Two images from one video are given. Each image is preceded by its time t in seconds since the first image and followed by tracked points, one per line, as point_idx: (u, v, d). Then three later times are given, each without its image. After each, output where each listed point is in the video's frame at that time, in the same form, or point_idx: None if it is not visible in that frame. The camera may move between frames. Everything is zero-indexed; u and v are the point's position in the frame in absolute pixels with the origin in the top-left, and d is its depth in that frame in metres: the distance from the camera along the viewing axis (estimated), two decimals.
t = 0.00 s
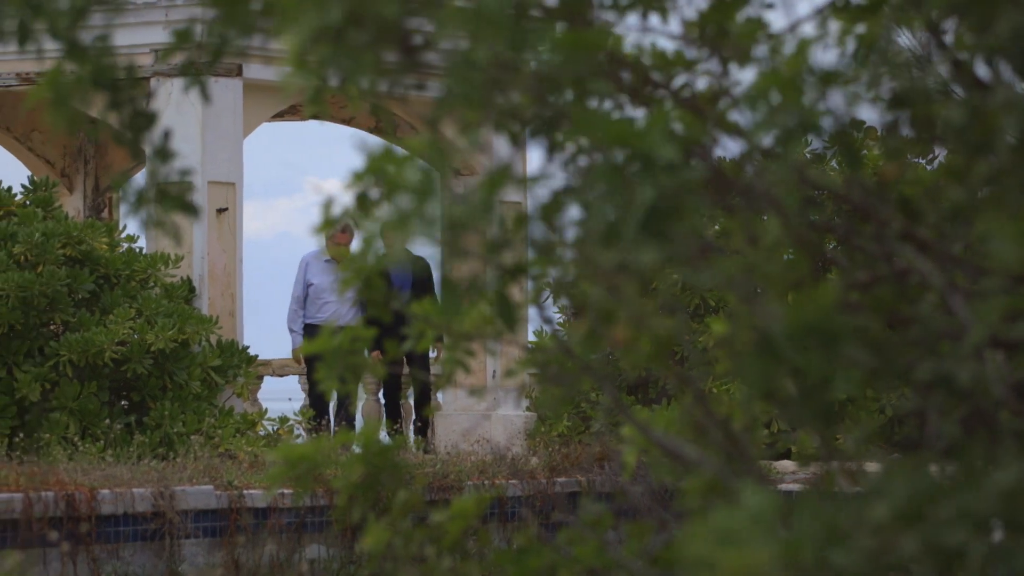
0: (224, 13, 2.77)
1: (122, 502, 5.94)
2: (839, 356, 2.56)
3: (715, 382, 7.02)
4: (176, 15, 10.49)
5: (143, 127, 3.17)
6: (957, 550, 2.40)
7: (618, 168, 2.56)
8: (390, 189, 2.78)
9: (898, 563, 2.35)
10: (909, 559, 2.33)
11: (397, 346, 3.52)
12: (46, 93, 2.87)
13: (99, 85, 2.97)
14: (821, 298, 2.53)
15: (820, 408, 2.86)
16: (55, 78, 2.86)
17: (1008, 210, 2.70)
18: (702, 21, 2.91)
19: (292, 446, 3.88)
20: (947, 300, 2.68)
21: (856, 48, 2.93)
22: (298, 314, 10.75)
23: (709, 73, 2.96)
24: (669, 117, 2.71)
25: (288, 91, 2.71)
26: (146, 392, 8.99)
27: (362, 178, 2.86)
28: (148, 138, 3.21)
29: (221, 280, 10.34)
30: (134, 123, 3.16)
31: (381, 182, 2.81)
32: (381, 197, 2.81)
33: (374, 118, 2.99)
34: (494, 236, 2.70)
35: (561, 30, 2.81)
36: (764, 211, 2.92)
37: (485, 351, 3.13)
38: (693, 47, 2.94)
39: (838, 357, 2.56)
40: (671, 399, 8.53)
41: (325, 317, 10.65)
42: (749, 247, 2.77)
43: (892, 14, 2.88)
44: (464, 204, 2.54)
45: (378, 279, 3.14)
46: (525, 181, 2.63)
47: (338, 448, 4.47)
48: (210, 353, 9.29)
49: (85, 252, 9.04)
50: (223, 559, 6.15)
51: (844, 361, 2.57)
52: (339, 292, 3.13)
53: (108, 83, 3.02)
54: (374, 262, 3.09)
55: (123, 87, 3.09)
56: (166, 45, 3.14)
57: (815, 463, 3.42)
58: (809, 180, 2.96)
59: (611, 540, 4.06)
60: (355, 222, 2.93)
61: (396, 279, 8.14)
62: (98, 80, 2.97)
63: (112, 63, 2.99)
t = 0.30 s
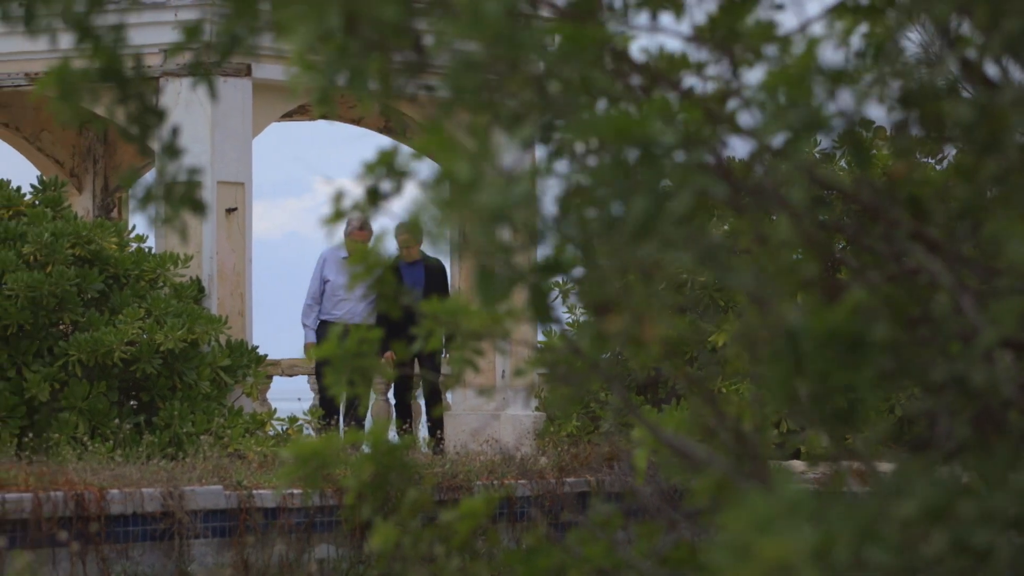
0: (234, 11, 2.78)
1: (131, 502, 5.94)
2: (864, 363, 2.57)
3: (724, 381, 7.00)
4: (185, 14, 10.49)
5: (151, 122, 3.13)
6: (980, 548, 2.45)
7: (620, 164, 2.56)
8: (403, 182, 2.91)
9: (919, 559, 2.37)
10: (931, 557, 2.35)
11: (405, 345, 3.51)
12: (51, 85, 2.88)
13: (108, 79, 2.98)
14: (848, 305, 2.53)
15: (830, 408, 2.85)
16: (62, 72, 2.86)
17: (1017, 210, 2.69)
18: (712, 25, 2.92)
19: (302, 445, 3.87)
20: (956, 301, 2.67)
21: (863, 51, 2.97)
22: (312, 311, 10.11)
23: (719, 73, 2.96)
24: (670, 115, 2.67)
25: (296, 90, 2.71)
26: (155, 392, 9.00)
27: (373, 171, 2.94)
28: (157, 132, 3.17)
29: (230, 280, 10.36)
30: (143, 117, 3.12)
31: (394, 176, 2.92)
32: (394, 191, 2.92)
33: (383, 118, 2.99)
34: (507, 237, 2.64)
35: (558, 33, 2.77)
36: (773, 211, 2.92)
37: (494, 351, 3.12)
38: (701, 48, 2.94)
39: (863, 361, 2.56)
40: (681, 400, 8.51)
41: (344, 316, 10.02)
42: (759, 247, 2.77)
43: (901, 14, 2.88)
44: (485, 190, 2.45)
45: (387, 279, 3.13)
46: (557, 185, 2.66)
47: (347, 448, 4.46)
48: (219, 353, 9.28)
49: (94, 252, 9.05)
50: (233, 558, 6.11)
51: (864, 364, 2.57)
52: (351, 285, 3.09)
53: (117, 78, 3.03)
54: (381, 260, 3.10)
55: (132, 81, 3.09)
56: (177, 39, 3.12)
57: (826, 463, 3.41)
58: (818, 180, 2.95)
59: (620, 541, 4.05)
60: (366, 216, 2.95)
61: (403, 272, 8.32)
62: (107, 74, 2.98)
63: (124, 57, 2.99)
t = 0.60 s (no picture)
0: (244, 13, 2.78)
1: (140, 502, 5.93)
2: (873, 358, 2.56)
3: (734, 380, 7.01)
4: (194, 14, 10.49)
5: (159, 127, 3.13)
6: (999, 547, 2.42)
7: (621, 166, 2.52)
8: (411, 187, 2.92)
9: (946, 563, 2.36)
10: (955, 558, 2.34)
11: (414, 346, 3.51)
12: (59, 95, 2.88)
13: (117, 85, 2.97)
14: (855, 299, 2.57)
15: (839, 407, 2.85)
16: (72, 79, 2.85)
17: None
18: (722, 25, 2.90)
19: (310, 445, 3.87)
20: (967, 300, 2.66)
21: (869, 49, 2.88)
22: (322, 311, 10.10)
23: (728, 74, 2.95)
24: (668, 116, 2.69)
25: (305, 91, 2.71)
26: (164, 392, 9.00)
27: (380, 176, 2.94)
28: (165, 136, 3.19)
29: (240, 280, 10.35)
30: (151, 122, 3.12)
31: (401, 181, 2.93)
32: (402, 196, 2.93)
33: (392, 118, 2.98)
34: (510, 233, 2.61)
35: (577, 30, 2.84)
36: (783, 210, 2.90)
37: (501, 351, 3.11)
38: (710, 51, 2.94)
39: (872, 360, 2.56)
40: (689, 400, 8.52)
41: (353, 317, 10.04)
42: (769, 246, 2.76)
43: (909, 14, 2.87)
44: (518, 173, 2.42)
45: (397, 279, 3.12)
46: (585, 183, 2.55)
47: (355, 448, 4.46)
48: (228, 354, 9.28)
49: (103, 252, 9.06)
50: (242, 559, 6.13)
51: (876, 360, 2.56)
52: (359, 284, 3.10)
53: (126, 81, 3.02)
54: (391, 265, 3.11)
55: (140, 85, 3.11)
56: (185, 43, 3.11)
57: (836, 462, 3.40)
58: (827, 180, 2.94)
59: (629, 539, 4.04)
60: (374, 220, 2.98)
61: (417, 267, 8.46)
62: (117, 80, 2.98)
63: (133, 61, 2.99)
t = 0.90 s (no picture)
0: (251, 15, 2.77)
1: (149, 502, 5.92)
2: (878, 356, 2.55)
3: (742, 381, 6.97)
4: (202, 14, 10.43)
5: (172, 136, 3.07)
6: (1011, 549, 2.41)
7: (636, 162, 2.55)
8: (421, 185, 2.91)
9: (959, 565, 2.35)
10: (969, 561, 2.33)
11: (423, 346, 3.51)
12: (72, 108, 2.88)
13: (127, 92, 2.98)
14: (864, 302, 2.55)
15: (848, 408, 2.84)
16: (81, 94, 2.87)
17: None
18: (728, 23, 2.90)
19: (319, 445, 3.87)
20: (975, 301, 2.65)
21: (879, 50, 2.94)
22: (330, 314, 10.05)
23: (736, 74, 2.94)
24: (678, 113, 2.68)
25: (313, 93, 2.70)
26: (173, 391, 9.01)
27: (390, 175, 2.95)
28: (177, 144, 3.16)
29: (248, 280, 10.35)
30: (165, 131, 3.06)
31: (410, 180, 2.92)
32: (410, 195, 2.92)
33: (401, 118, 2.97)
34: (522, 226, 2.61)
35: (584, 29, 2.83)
36: (791, 210, 2.89)
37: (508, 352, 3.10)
38: (721, 47, 2.91)
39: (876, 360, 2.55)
40: (698, 399, 8.50)
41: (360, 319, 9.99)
42: (777, 246, 2.75)
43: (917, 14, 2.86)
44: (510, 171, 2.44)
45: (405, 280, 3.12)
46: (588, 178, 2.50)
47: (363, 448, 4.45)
48: (237, 353, 9.28)
49: (112, 251, 9.07)
50: (251, 559, 6.12)
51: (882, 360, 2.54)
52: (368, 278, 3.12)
53: (135, 86, 3.02)
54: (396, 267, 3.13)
55: (152, 97, 3.06)
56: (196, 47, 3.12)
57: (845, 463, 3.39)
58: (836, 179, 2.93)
59: (638, 539, 4.03)
60: (383, 220, 2.98)
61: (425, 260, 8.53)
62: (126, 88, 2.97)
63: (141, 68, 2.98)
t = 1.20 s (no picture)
0: (260, 17, 2.77)
1: (159, 502, 5.92)
2: (885, 356, 2.53)
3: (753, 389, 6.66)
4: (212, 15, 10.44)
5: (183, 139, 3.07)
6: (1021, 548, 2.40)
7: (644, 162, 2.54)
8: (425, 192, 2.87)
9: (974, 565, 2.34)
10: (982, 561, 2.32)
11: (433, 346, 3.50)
12: (82, 108, 2.85)
13: (139, 92, 2.95)
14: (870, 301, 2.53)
15: (858, 408, 2.83)
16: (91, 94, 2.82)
17: None
18: (738, 24, 2.89)
19: (329, 446, 3.86)
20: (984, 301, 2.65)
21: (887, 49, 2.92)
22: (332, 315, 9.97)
23: (745, 75, 2.93)
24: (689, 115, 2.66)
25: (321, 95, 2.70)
26: (183, 392, 9.00)
27: (398, 183, 2.95)
28: (188, 147, 3.13)
29: (258, 281, 10.36)
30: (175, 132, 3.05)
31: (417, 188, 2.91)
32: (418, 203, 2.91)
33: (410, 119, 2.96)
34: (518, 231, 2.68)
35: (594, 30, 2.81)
36: (801, 210, 2.88)
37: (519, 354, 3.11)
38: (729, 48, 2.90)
39: (883, 358, 2.52)
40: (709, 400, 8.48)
41: (360, 320, 9.87)
42: (786, 247, 2.74)
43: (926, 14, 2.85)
44: (500, 188, 2.50)
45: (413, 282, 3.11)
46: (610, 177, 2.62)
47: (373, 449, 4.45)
48: (247, 354, 9.28)
49: (122, 252, 9.07)
50: (261, 559, 6.10)
51: (887, 358, 2.52)
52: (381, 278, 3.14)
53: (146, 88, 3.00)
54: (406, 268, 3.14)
55: (163, 98, 3.02)
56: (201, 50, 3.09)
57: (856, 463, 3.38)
58: (846, 180, 2.92)
59: (649, 539, 4.02)
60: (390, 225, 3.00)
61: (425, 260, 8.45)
62: (137, 90, 2.95)
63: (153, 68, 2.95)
